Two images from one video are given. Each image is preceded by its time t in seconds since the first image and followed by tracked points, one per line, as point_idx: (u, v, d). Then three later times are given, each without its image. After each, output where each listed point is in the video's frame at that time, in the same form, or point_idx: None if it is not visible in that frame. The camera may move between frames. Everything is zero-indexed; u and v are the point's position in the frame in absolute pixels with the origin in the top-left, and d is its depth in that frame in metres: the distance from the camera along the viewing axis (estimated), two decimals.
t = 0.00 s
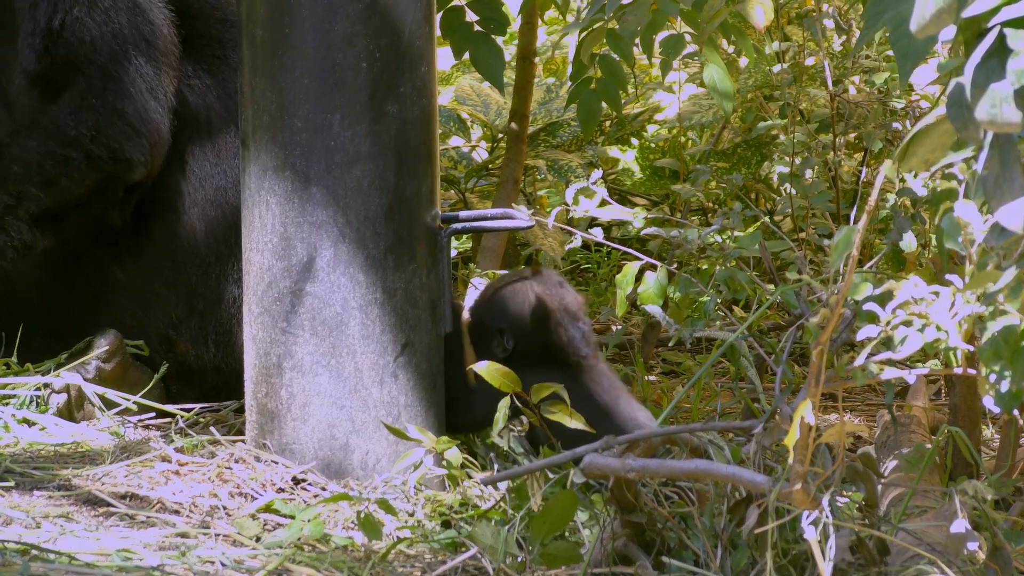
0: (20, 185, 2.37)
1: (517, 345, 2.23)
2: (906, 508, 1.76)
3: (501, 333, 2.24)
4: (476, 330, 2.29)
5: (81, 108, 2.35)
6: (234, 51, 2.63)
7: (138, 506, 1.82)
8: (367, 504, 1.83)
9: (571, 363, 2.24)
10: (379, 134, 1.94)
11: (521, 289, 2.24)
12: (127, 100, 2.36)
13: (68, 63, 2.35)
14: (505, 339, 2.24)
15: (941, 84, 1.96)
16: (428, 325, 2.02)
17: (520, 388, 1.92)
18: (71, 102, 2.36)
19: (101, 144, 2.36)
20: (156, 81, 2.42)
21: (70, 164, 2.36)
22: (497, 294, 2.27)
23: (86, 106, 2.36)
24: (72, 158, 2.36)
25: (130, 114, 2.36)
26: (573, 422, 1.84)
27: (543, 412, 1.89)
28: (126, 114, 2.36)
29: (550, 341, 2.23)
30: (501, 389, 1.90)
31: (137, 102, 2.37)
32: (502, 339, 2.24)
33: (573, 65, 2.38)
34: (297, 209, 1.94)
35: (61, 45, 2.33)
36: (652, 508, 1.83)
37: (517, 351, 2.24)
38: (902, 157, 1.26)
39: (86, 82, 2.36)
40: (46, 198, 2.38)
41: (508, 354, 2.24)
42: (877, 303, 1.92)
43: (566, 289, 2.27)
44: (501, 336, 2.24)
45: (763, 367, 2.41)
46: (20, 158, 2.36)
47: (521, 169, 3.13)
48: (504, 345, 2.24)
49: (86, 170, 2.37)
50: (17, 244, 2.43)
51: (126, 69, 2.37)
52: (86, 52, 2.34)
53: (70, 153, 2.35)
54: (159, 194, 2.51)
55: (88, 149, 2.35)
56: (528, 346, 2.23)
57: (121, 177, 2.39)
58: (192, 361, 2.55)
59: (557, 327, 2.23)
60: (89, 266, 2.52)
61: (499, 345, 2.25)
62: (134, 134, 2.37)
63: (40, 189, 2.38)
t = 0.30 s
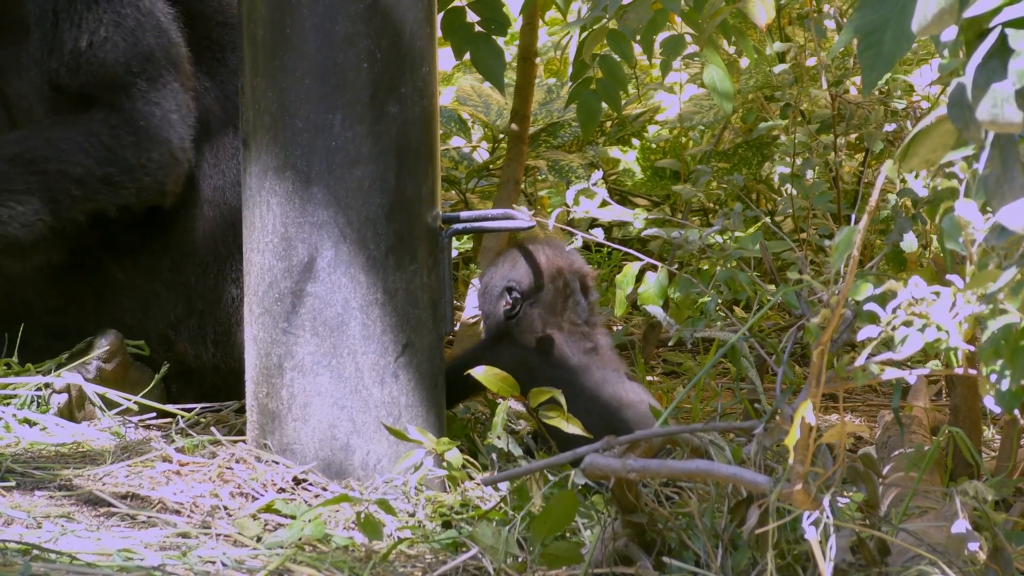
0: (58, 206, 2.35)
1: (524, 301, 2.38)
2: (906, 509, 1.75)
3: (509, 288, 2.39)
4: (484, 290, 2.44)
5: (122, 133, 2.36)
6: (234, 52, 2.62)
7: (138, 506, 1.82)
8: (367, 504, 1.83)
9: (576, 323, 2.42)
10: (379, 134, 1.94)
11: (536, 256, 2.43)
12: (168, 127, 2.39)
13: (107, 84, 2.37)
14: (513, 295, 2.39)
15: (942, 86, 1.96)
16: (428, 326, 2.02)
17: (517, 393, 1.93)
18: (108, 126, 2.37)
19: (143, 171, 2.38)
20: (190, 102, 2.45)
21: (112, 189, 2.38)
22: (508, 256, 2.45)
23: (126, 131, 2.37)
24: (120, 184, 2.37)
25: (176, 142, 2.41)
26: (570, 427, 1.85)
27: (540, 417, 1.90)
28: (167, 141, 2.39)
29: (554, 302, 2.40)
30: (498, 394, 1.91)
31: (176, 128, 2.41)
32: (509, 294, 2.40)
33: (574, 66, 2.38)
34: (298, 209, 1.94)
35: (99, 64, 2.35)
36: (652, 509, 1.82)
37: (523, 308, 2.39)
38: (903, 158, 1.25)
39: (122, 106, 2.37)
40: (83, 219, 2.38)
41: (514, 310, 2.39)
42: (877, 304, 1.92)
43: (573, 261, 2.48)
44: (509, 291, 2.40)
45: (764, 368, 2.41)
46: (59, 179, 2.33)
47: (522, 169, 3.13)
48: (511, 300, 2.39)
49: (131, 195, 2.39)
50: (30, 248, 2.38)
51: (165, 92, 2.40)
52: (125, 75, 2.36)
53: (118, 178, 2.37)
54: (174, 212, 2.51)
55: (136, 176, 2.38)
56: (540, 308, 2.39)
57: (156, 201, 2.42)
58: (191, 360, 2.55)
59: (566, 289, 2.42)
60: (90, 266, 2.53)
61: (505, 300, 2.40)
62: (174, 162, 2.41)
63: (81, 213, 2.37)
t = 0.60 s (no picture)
0: (121, 186, 2.35)
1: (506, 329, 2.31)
2: (914, 509, 1.75)
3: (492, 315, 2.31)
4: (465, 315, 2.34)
5: (182, 121, 2.38)
6: (242, 54, 2.62)
7: (145, 507, 1.82)
8: (374, 505, 1.83)
9: (551, 345, 2.36)
10: (386, 135, 1.94)
11: (514, 280, 2.35)
12: (220, 119, 2.45)
13: (157, 76, 2.41)
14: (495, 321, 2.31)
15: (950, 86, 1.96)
16: (435, 326, 2.02)
17: (530, 387, 1.92)
18: (168, 114, 2.38)
19: (202, 159, 2.39)
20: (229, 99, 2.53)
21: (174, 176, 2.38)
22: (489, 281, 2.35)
23: (186, 120, 2.39)
24: (182, 171, 2.38)
25: (227, 133, 2.46)
26: (583, 419, 1.85)
27: (553, 409, 1.90)
28: (221, 131, 2.45)
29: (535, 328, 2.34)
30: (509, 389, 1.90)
31: (226, 121, 2.48)
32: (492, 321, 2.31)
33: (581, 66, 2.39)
34: (304, 209, 1.94)
35: (148, 57, 2.40)
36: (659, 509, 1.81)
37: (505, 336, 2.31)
38: (910, 157, 1.25)
39: (175, 96, 2.41)
40: (142, 204, 2.39)
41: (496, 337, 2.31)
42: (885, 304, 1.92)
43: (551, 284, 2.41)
44: (491, 318, 2.31)
45: (770, 368, 2.41)
46: (127, 162, 2.35)
47: (528, 169, 3.14)
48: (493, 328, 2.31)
49: (190, 186, 2.39)
50: (88, 221, 2.41)
51: (212, 85, 2.47)
52: (173, 68, 2.42)
53: (179, 166, 2.38)
54: (214, 213, 2.50)
55: (195, 166, 2.39)
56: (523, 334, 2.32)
57: (209, 193, 2.42)
58: (199, 361, 2.54)
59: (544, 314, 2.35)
60: (99, 265, 2.51)
61: (487, 328, 2.31)
62: (225, 153, 2.44)
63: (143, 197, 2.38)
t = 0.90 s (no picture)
0: (135, 186, 2.34)
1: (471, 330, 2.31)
2: (919, 508, 1.74)
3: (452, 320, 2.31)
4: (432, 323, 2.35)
5: (196, 122, 2.38)
6: (249, 55, 2.62)
7: (152, 507, 1.82)
8: (380, 505, 1.82)
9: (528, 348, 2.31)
10: (392, 134, 1.94)
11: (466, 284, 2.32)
12: (234, 122, 2.45)
13: (171, 77, 2.42)
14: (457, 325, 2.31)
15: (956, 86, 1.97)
16: (441, 326, 2.02)
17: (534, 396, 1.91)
18: (183, 116, 2.38)
19: (216, 161, 2.38)
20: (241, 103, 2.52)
21: (188, 177, 2.36)
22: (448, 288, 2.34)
23: (201, 121, 2.39)
24: (197, 172, 2.36)
25: (240, 134, 2.46)
26: (587, 429, 1.84)
27: (558, 418, 1.88)
28: (234, 134, 2.44)
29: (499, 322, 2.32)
30: (514, 396, 1.88)
31: (239, 124, 2.47)
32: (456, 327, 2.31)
33: (587, 66, 2.39)
34: (311, 209, 1.94)
35: (162, 58, 2.41)
36: (665, 509, 1.81)
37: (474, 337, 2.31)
38: (916, 157, 1.25)
39: (189, 97, 2.40)
40: (154, 206, 2.38)
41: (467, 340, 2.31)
42: (891, 303, 1.91)
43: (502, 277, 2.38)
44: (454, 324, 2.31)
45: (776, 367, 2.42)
46: (142, 161, 2.34)
47: (534, 169, 3.15)
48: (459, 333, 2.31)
49: (201, 187, 2.36)
50: (99, 220, 2.40)
51: (224, 88, 2.46)
52: (187, 70, 2.42)
53: (193, 166, 2.36)
54: (226, 215, 2.48)
55: (207, 167, 2.37)
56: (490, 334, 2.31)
57: (221, 196, 2.40)
58: (206, 362, 2.53)
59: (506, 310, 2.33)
60: (107, 266, 2.50)
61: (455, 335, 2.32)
62: (238, 155, 2.43)
63: (155, 198, 2.36)
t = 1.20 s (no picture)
0: (138, 174, 2.34)
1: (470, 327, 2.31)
2: (925, 508, 1.73)
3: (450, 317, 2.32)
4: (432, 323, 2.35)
5: (202, 119, 2.38)
6: (254, 55, 2.63)
7: (158, 506, 1.82)
8: (386, 505, 1.82)
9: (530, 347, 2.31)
10: (398, 135, 1.94)
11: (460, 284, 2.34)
12: (238, 122, 2.45)
13: (175, 78, 2.42)
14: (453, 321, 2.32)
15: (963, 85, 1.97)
16: (447, 326, 2.02)
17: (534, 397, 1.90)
18: (190, 111, 2.38)
19: (220, 159, 2.37)
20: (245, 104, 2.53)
21: (190, 173, 2.35)
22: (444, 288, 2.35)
23: (206, 118, 2.39)
24: (200, 169, 2.36)
25: (244, 134, 2.46)
26: (587, 426, 1.82)
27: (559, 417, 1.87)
28: (238, 134, 2.44)
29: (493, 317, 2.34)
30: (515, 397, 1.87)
31: (243, 125, 2.47)
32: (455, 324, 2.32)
33: (593, 66, 2.39)
34: (317, 209, 1.94)
35: (167, 58, 2.41)
36: (671, 509, 1.81)
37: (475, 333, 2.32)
38: (922, 156, 1.25)
39: (195, 96, 2.40)
40: (154, 197, 2.37)
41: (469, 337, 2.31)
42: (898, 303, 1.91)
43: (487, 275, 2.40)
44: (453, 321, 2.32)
45: (783, 367, 2.42)
46: (146, 151, 2.34)
47: (540, 169, 3.16)
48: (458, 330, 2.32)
49: (201, 185, 2.36)
50: (96, 206, 2.41)
51: (228, 89, 2.47)
52: (191, 70, 2.42)
53: (197, 161, 2.35)
54: (227, 215, 2.48)
55: (211, 165, 2.36)
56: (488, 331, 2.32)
57: (221, 196, 2.39)
58: (211, 362, 2.53)
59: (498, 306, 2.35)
60: (113, 266, 2.50)
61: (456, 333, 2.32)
62: (243, 155, 2.44)
63: (150, 189, 2.36)
